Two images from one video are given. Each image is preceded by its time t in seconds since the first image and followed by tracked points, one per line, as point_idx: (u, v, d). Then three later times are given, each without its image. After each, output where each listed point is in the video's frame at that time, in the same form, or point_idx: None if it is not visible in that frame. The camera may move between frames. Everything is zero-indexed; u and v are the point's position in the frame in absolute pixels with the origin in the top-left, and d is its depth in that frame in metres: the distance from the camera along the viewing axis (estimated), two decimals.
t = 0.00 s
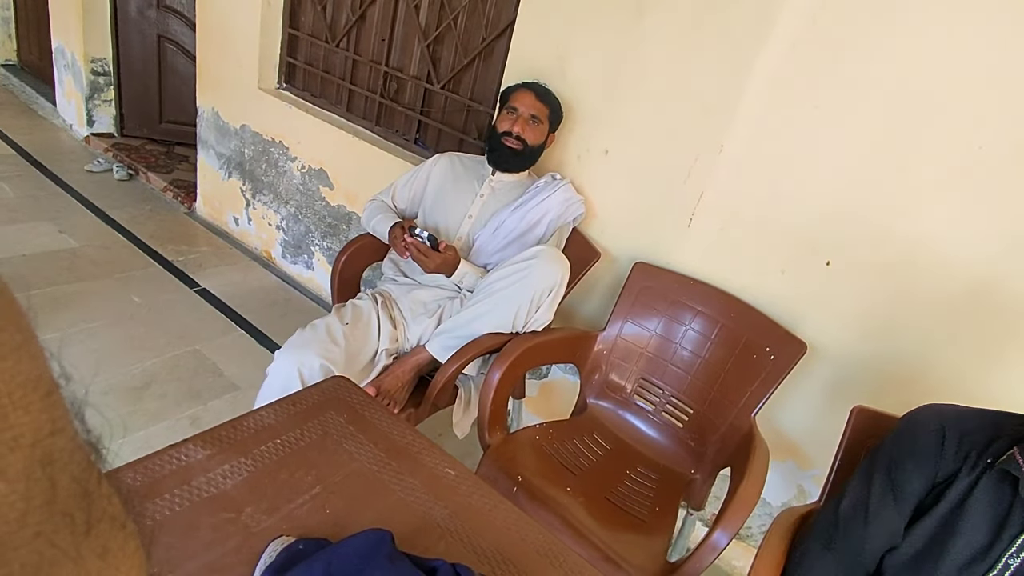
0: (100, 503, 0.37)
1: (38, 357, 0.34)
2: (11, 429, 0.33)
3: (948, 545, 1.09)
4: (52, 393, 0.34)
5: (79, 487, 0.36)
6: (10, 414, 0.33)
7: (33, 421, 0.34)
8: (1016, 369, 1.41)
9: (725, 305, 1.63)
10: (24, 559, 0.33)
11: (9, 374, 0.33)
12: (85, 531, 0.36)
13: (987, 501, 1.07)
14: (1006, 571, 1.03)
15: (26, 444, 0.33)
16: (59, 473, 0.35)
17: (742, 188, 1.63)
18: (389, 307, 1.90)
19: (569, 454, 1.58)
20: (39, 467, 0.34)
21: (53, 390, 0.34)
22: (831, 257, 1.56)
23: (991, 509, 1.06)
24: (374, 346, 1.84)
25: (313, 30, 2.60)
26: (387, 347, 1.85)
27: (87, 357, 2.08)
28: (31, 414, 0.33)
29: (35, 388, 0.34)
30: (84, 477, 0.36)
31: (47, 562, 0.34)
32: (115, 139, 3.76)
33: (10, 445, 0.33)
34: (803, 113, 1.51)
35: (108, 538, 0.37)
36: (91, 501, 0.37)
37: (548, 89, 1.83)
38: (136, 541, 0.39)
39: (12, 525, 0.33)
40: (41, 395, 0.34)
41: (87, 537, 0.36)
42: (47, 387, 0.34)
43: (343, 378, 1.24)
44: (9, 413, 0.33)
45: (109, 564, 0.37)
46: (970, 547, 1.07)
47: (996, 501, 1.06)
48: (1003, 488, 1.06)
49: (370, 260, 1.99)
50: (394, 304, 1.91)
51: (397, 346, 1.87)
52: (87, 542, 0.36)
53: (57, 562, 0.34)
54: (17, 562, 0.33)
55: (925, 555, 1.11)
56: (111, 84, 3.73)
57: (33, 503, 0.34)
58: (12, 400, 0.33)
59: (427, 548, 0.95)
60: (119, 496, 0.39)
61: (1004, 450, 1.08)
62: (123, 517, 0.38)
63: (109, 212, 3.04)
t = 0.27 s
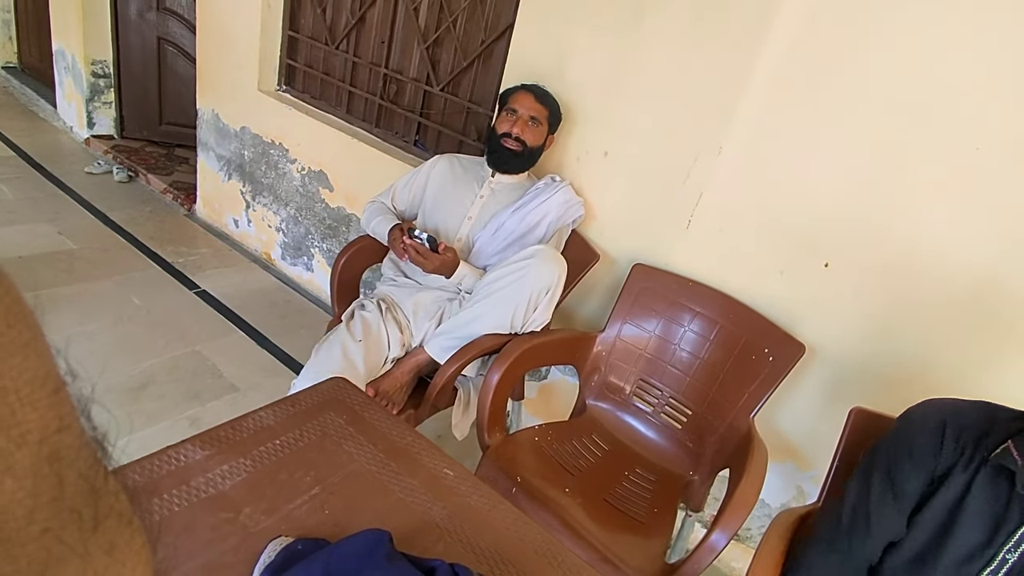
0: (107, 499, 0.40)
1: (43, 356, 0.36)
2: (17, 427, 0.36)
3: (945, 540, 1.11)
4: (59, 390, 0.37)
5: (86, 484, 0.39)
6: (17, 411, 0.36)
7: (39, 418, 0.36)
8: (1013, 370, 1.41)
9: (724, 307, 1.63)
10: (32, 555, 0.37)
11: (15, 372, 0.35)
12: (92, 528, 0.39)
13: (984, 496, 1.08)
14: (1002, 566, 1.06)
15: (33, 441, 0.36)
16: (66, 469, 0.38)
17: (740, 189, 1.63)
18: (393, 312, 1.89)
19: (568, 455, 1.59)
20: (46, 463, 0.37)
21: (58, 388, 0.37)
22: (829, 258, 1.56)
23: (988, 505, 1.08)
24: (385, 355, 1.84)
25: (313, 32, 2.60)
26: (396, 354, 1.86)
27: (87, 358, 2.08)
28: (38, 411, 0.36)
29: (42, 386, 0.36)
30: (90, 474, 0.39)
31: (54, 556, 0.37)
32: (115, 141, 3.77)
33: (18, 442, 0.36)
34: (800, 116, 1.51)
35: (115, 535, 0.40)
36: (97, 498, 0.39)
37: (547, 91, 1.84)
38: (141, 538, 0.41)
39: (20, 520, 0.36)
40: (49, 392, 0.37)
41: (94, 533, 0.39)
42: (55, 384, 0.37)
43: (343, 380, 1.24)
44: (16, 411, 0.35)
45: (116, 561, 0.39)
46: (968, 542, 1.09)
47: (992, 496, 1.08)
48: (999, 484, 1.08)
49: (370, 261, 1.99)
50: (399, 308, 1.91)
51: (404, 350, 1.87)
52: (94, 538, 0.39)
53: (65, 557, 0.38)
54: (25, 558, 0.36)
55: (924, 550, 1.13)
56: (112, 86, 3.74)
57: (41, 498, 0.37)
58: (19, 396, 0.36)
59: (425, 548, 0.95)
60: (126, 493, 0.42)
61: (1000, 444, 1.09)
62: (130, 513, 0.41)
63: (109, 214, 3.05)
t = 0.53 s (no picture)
0: (108, 498, 0.40)
1: (44, 354, 0.36)
2: (18, 425, 0.36)
3: (949, 537, 1.11)
4: (59, 388, 0.37)
5: (86, 482, 0.39)
6: (18, 409, 0.36)
7: (40, 416, 0.36)
8: (1012, 373, 1.41)
9: (723, 311, 1.64)
10: (32, 553, 0.36)
11: (16, 370, 0.35)
12: (93, 526, 0.39)
13: (987, 490, 1.08)
14: (1006, 562, 1.05)
15: (33, 439, 0.36)
16: (66, 467, 0.38)
17: (738, 194, 1.64)
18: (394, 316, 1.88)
19: (567, 459, 1.59)
20: (46, 461, 0.37)
21: (58, 386, 0.37)
22: (827, 263, 1.56)
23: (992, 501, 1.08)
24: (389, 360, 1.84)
25: (313, 37, 2.61)
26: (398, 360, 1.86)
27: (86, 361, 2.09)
28: (38, 410, 0.36)
29: (42, 384, 0.36)
30: (90, 472, 0.39)
31: (54, 555, 0.37)
32: (115, 145, 3.77)
33: (18, 440, 0.36)
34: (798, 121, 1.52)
35: (115, 534, 0.40)
36: (97, 496, 0.39)
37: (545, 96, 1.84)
38: (141, 537, 0.41)
39: (20, 519, 0.36)
40: (49, 390, 0.37)
41: (95, 532, 0.39)
42: (55, 382, 0.37)
43: (342, 384, 1.25)
44: (17, 409, 0.36)
45: (117, 560, 0.39)
46: (970, 537, 1.08)
47: (995, 492, 1.08)
48: (1003, 478, 1.08)
49: (370, 265, 1.99)
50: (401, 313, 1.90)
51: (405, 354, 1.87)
52: (95, 536, 0.39)
53: (65, 556, 0.37)
54: (25, 557, 0.36)
55: (927, 544, 1.12)
56: (112, 90, 3.75)
57: (41, 497, 0.37)
58: (20, 395, 0.36)
59: (424, 552, 0.95)
60: (126, 492, 0.42)
61: (1002, 440, 1.10)
62: (130, 512, 0.41)
63: (108, 217, 3.05)
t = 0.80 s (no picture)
0: (110, 501, 0.40)
1: (45, 357, 0.36)
2: (19, 428, 0.35)
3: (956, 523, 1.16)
4: (61, 391, 0.37)
5: (89, 486, 0.39)
6: (19, 413, 0.35)
7: (42, 420, 0.36)
8: (1010, 373, 1.41)
9: (721, 312, 1.64)
10: (35, 557, 0.37)
11: (18, 373, 0.35)
12: (94, 530, 0.39)
13: (993, 478, 1.14)
14: (1011, 547, 1.09)
15: (34, 443, 0.36)
16: (68, 471, 0.37)
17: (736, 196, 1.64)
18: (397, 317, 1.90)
19: (566, 460, 1.59)
20: (48, 465, 0.36)
21: (60, 389, 0.36)
22: (825, 264, 1.57)
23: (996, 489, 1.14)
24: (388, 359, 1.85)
25: (311, 38, 2.61)
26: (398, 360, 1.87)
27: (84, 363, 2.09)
28: (40, 413, 0.36)
29: (44, 387, 0.36)
30: (93, 476, 0.39)
31: (56, 558, 0.37)
32: (114, 146, 3.77)
33: (19, 444, 0.35)
34: (795, 122, 1.52)
35: (116, 537, 0.40)
36: (100, 499, 0.39)
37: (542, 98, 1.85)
38: (143, 540, 0.42)
39: (23, 522, 0.36)
40: (50, 394, 0.36)
41: (97, 535, 0.39)
42: (57, 386, 0.36)
43: (341, 385, 1.24)
44: (18, 413, 0.35)
45: (118, 563, 0.40)
46: (977, 526, 1.14)
47: (998, 481, 1.14)
48: (1005, 468, 1.14)
49: (368, 267, 1.99)
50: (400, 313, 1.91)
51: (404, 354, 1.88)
52: (96, 540, 0.39)
53: (67, 559, 0.38)
54: (28, 560, 0.36)
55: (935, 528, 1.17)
56: (111, 92, 3.74)
57: (42, 501, 0.37)
58: (21, 398, 0.35)
59: (422, 553, 0.95)
60: (128, 494, 0.41)
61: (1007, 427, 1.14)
62: (132, 516, 0.41)
63: (107, 219, 3.05)
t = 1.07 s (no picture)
0: (108, 502, 0.40)
1: (44, 358, 0.36)
2: (18, 429, 0.35)
3: (949, 513, 1.20)
4: (60, 393, 0.36)
5: (87, 487, 0.38)
6: (18, 414, 0.35)
7: (41, 421, 0.36)
8: (1005, 372, 1.42)
9: (717, 311, 1.64)
10: (33, 558, 0.36)
11: (19, 373, 0.35)
12: (93, 531, 0.39)
13: (983, 469, 1.19)
14: (1007, 539, 1.14)
15: (34, 443, 0.36)
16: (66, 473, 0.37)
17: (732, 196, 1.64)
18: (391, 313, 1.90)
19: (562, 460, 1.59)
20: (46, 466, 0.36)
21: (60, 390, 0.36)
22: (820, 265, 1.57)
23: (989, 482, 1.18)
24: (382, 355, 1.84)
25: (308, 37, 2.61)
26: (392, 356, 1.87)
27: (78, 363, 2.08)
28: (40, 414, 0.36)
29: (44, 388, 0.36)
30: (91, 477, 0.38)
31: (54, 559, 0.37)
32: (109, 146, 3.76)
33: (18, 444, 0.35)
34: (791, 122, 1.52)
35: (115, 537, 0.40)
36: (98, 500, 0.39)
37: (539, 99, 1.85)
38: (141, 541, 0.41)
39: (21, 524, 0.35)
40: (49, 395, 0.36)
41: (95, 537, 0.39)
42: (56, 388, 0.36)
43: (336, 385, 1.24)
44: (17, 413, 0.35)
45: (116, 564, 0.39)
46: (972, 519, 1.18)
47: (989, 472, 1.18)
48: (997, 460, 1.18)
49: (364, 267, 1.99)
50: (395, 311, 1.91)
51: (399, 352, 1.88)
52: (94, 541, 0.39)
53: (64, 560, 0.37)
54: (26, 561, 0.36)
55: (927, 518, 1.21)
56: (107, 91, 3.71)
57: (41, 503, 0.36)
58: (20, 399, 0.35)
59: (417, 552, 0.95)
60: (127, 495, 0.41)
61: (994, 423, 1.20)
62: (130, 516, 0.41)
63: (102, 218, 3.04)
